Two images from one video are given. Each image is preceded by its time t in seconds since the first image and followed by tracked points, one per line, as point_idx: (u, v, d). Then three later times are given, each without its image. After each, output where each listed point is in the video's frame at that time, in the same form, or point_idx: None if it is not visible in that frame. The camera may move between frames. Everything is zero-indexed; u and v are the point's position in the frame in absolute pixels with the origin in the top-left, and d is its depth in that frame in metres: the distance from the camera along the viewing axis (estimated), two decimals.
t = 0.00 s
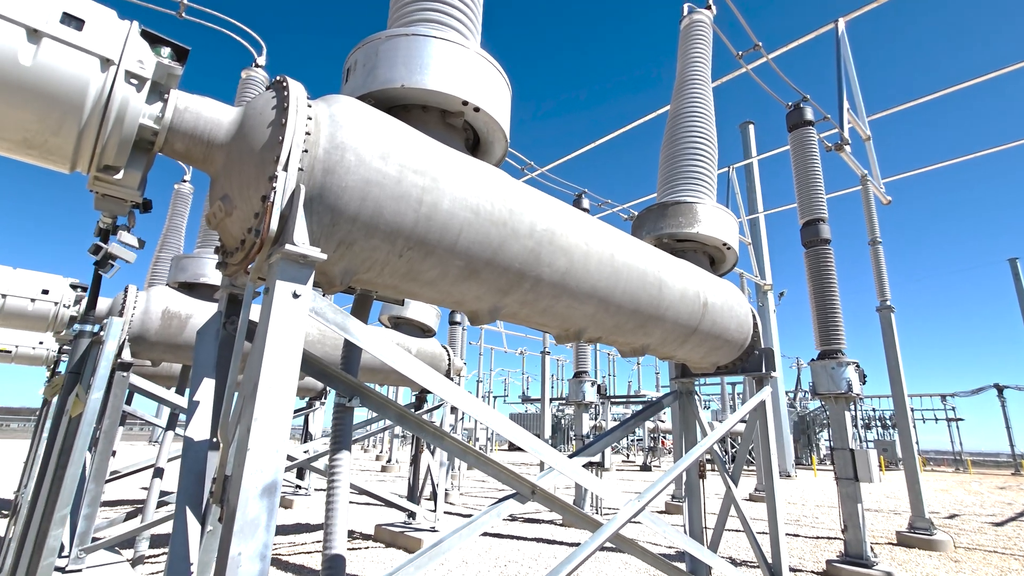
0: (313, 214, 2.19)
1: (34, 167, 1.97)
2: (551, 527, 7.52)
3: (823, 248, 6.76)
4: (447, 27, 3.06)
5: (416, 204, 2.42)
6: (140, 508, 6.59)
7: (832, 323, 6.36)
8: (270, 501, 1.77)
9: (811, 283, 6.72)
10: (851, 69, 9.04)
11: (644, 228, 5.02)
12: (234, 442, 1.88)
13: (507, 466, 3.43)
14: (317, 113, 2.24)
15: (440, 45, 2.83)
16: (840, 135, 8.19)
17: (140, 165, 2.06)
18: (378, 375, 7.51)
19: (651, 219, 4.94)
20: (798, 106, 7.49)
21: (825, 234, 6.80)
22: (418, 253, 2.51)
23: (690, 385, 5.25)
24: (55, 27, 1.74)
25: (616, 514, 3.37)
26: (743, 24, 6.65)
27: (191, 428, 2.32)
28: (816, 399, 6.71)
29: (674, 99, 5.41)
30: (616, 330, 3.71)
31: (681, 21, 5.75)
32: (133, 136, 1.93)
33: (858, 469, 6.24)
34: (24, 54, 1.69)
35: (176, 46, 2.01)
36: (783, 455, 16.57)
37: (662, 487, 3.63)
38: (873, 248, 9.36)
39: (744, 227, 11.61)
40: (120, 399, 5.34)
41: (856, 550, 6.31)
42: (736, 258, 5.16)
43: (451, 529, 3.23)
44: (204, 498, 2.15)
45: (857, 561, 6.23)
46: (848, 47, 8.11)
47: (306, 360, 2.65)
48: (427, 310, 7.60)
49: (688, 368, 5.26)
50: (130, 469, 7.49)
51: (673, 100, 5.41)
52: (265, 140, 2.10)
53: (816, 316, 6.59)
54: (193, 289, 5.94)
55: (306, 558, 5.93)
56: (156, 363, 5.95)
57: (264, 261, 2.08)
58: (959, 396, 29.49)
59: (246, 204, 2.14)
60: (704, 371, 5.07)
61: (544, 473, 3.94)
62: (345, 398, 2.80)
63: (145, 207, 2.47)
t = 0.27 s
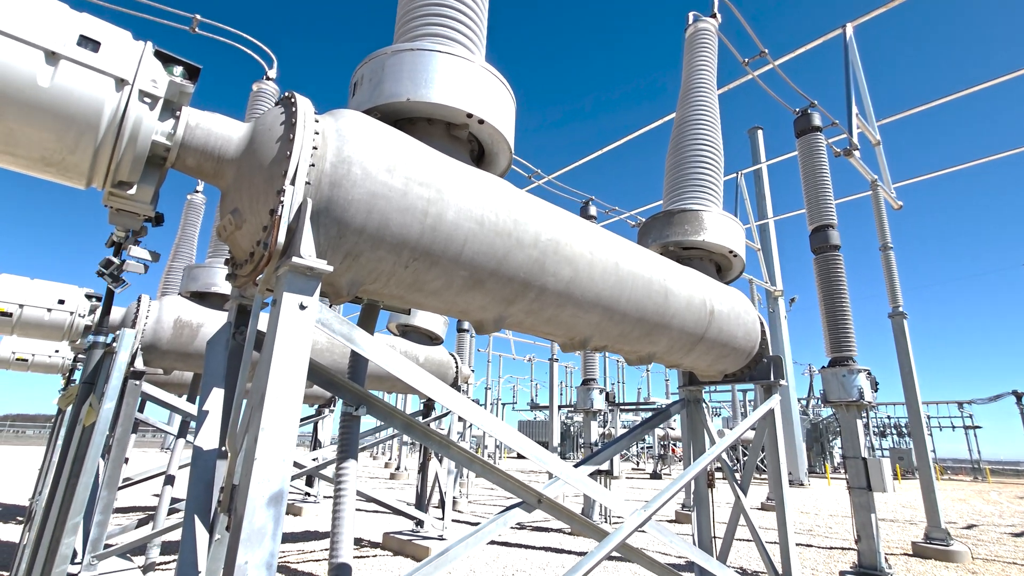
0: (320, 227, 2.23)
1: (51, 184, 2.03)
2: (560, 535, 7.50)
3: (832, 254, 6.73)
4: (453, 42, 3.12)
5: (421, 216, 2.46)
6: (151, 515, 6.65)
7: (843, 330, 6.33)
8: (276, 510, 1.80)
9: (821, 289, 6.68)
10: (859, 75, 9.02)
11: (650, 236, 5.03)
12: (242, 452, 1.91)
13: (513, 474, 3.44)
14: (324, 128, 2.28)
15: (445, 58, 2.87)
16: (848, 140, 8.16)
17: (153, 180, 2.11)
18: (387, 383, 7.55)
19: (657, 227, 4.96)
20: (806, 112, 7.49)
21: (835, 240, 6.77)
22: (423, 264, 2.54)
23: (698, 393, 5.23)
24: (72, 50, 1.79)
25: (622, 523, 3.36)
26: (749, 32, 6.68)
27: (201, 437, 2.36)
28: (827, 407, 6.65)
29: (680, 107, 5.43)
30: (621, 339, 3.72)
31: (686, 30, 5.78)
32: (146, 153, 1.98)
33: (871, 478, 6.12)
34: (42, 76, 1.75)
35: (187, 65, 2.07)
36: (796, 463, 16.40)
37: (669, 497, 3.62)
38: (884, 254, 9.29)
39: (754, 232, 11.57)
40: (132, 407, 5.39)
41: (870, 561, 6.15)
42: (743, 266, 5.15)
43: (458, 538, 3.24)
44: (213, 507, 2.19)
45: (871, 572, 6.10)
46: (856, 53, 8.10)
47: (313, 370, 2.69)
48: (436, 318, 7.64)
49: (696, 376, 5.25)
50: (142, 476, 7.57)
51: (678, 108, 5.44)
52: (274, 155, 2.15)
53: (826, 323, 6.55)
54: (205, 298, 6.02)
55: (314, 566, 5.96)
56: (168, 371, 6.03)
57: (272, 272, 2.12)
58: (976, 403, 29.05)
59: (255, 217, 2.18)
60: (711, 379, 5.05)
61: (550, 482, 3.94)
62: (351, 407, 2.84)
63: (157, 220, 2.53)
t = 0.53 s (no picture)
0: (317, 241, 2.25)
1: (52, 202, 2.06)
2: (566, 546, 7.45)
3: (840, 261, 6.68)
4: (450, 56, 3.15)
5: (418, 229, 2.47)
6: (158, 526, 6.68)
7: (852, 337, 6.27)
8: (270, 525, 1.81)
9: (828, 296, 6.63)
10: (865, 80, 8.99)
11: (652, 244, 5.02)
12: (237, 467, 1.93)
13: (514, 486, 3.43)
14: (321, 143, 2.31)
15: (442, 72, 2.90)
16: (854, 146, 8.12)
17: (152, 198, 2.14)
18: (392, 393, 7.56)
19: (659, 236, 4.95)
20: (810, 118, 7.47)
21: (841, 247, 6.72)
22: (420, 277, 2.55)
23: (704, 403, 5.19)
24: (72, 71, 1.83)
25: (624, 536, 3.33)
26: (750, 39, 6.67)
27: (201, 452, 2.42)
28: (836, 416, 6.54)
29: (681, 115, 5.44)
30: (623, 349, 3.71)
31: (687, 39, 5.80)
32: (145, 171, 2.01)
33: (882, 488, 5.96)
34: (42, 97, 1.79)
35: (186, 83, 2.10)
36: (808, 472, 16.19)
37: (673, 508, 3.58)
38: (893, 260, 9.20)
39: (761, 239, 11.50)
40: (139, 418, 5.42)
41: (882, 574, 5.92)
42: (747, 274, 5.13)
43: (459, 550, 3.23)
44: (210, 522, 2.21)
45: None
46: (860, 59, 8.07)
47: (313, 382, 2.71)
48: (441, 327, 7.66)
49: (701, 385, 5.22)
50: (150, 486, 7.61)
51: (680, 116, 5.44)
52: (271, 171, 2.17)
53: (834, 330, 6.50)
54: (211, 310, 6.09)
55: None
56: (174, 383, 6.07)
57: (268, 287, 2.14)
58: (992, 410, 28.61)
59: (252, 233, 2.20)
60: (716, 388, 5.02)
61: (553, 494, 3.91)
62: (351, 419, 2.85)
63: (157, 236, 2.56)
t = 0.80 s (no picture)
0: (313, 248, 2.26)
1: (52, 211, 2.09)
2: (572, 552, 7.42)
3: (845, 263, 6.64)
4: (448, 62, 3.17)
5: (415, 235, 2.48)
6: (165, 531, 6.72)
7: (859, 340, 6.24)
8: (265, 532, 1.82)
9: (834, 299, 6.58)
10: (870, 81, 8.93)
11: (654, 248, 5.01)
12: (232, 474, 1.94)
13: (515, 491, 3.43)
14: (317, 151, 2.32)
15: (439, 79, 2.91)
16: (860, 148, 8.08)
17: (150, 206, 2.16)
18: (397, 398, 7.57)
19: (661, 240, 4.94)
20: (814, 120, 7.43)
21: (847, 249, 6.67)
22: (417, 282, 2.56)
23: (708, 407, 5.16)
24: (69, 82, 1.85)
25: (624, 541, 3.31)
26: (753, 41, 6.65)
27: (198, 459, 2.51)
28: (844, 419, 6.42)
29: (683, 119, 5.43)
30: (624, 353, 3.70)
31: (688, 42, 5.80)
32: (143, 180, 2.03)
33: (891, 493, 5.86)
34: (40, 108, 1.81)
35: (183, 93, 2.13)
36: (817, 477, 16.04)
37: (674, 514, 3.55)
38: (901, 262, 9.13)
39: (767, 241, 11.44)
40: (144, 424, 5.46)
41: None
42: (750, 277, 5.11)
43: (461, 556, 3.22)
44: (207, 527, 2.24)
45: None
46: (865, 60, 8.03)
47: (312, 388, 2.72)
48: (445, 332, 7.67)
49: (705, 389, 5.19)
50: (157, 492, 7.66)
51: (681, 120, 5.44)
52: (267, 178, 2.19)
53: (841, 333, 6.45)
54: (216, 316, 6.13)
55: None
56: (180, 388, 6.11)
57: (265, 294, 2.15)
58: (1006, 413, 28.25)
59: (249, 240, 2.22)
60: (720, 392, 4.99)
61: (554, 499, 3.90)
62: (350, 425, 2.85)
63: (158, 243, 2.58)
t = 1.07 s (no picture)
0: (310, 247, 2.27)
1: (50, 211, 2.10)
2: (575, 551, 7.41)
3: (849, 262, 6.61)
4: (447, 62, 3.17)
5: (412, 234, 2.48)
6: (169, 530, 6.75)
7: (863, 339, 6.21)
8: (262, 531, 1.82)
9: (838, 298, 6.55)
10: (875, 79, 8.88)
11: (655, 247, 5.00)
12: (229, 474, 1.95)
13: (515, 491, 3.42)
14: (315, 150, 2.33)
15: (438, 78, 2.92)
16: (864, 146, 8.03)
17: (149, 206, 2.17)
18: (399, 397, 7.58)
19: (662, 239, 4.93)
20: (818, 118, 7.40)
21: (851, 248, 6.64)
22: (415, 282, 2.56)
23: (710, 407, 5.14)
24: (66, 83, 1.87)
25: (623, 541, 3.29)
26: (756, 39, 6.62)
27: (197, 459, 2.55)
28: (847, 419, 6.40)
29: (685, 117, 5.42)
30: (624, 353, 3.69)
31: (690, 40, 5.78)
32: (140, 180, 2.04)
33: (895, 493, 5.85)
34: (37, 109, 1.82)
35: (181, 93, 2.13)
36: (822, 477, 15.97)
37: (674, 514, 3.54)
38: (906, 261, 9.08)
39: (771, 240, 11.39)
40: (148, 423, 5.49)
41: None
42: (751, 276, 5.09)
43: (460, 556, 3.22)
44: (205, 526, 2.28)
45: None
46: (869, 57, 7.99)
47: (311, 387, 2.73)
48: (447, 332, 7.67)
49: (706, 389, 5.17)
50: (161, 491, 7.69)
51: (683, 118, 5.42)
52: (264, 178, 2.19)
53: (844, 332, 6.42)
54: (219, 315, 6.15)
55: None
56: (183, 388, 6.14)
57: (262, 293, 2.16)
58: (1013, 413, 28.06)
59: (247, 240, 2.23)
60: (722, 392, 4.97)
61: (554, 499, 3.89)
62: (350, 425, 2.86)
63: (157, 243, 2.59)
